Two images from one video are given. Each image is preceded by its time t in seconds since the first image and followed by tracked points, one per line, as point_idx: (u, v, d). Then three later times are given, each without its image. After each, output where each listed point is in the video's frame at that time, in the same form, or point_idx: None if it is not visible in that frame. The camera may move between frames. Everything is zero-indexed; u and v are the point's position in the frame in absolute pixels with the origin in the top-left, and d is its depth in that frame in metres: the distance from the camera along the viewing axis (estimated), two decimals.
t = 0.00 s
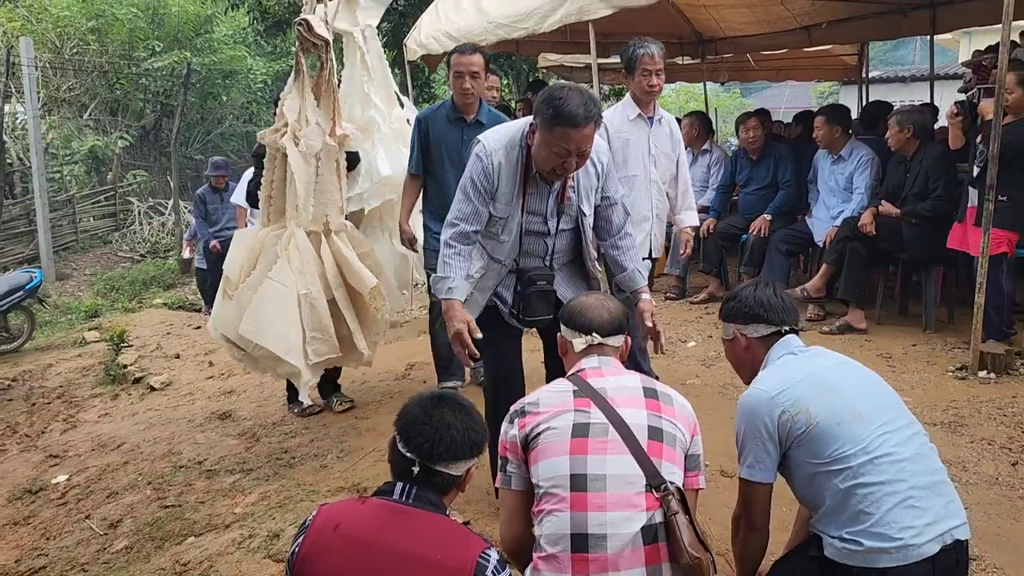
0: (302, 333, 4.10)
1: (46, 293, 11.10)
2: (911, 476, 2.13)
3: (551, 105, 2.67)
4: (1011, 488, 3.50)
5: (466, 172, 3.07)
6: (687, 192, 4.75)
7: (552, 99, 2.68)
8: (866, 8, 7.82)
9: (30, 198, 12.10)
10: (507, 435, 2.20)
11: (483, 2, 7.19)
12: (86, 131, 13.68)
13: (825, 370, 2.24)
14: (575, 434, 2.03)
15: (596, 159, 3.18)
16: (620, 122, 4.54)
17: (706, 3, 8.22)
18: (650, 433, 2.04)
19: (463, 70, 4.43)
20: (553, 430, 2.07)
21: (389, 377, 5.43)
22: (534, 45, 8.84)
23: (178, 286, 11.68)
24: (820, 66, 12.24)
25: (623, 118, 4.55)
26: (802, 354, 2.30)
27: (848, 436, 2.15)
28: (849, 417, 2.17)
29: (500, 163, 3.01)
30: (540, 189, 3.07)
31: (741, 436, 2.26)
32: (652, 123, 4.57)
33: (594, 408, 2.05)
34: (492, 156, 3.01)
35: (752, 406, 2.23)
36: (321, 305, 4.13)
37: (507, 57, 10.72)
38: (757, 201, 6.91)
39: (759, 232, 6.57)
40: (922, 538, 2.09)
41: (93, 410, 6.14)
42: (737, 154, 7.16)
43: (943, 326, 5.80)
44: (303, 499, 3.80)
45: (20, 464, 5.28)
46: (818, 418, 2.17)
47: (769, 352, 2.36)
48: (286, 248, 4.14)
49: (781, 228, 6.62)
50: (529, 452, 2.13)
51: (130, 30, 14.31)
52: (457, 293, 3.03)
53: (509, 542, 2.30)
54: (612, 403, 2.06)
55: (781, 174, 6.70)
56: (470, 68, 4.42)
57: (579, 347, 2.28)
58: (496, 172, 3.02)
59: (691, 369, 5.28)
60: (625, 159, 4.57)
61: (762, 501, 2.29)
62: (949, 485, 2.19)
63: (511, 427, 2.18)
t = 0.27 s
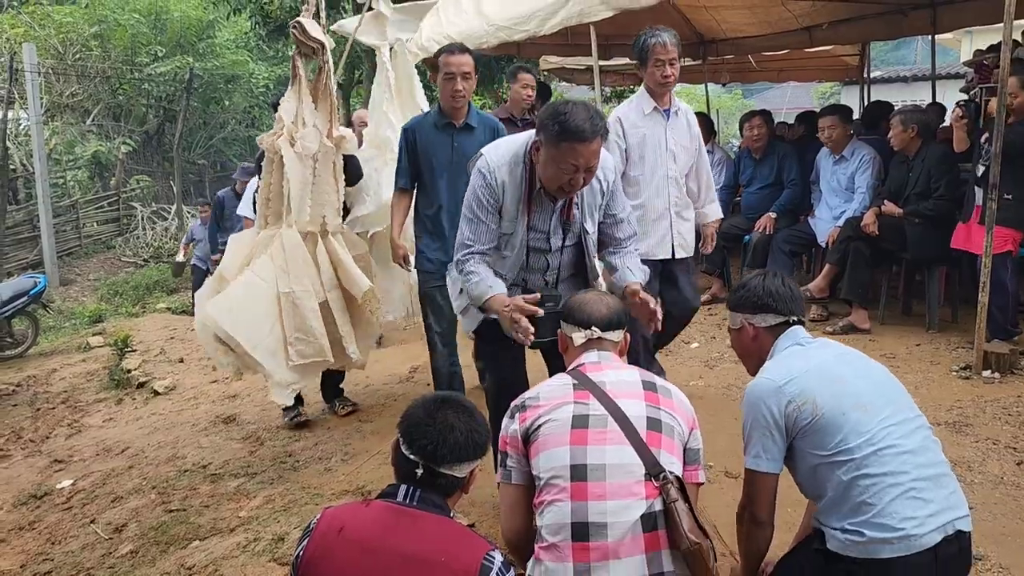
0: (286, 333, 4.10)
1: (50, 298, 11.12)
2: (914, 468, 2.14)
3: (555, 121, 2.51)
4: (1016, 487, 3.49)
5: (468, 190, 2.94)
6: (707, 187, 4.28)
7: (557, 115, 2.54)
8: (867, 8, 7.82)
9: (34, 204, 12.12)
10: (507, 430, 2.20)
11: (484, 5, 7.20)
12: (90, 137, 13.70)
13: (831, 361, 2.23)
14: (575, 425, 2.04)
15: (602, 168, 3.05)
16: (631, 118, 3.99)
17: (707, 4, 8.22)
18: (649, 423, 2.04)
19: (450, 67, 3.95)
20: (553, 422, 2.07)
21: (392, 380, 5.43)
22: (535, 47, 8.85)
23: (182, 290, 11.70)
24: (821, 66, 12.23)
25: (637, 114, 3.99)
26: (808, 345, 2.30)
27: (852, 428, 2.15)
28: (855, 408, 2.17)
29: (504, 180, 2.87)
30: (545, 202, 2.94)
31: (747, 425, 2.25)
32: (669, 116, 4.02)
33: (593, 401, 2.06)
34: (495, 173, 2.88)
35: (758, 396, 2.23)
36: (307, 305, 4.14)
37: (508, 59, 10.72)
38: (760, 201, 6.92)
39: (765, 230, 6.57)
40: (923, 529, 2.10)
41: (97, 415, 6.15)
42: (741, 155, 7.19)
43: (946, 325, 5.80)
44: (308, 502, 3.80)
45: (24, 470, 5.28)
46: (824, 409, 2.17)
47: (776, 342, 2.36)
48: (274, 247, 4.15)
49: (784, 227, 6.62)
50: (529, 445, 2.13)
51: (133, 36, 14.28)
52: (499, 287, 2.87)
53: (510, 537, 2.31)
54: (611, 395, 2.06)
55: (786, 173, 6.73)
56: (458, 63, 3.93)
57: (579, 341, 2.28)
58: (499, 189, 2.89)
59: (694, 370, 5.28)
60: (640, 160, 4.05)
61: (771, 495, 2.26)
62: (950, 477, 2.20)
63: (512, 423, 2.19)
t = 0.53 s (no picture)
0: (288, 343, 4.05)
1: (52, 304, 11.13)
2: (917, 457, 2.13)
3: (575, 132, 2.39)
4: (1021, 484, 3.48)
5: (480, 204, 2.83)
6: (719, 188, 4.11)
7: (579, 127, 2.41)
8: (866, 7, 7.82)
9: (36, 210, 12.14)
10: (507, 424, 2.20)
11: (483, 7, 7.22)
12: (91, 142, 13.72)
13: (838, 350, 2.23)
14: (572, 417, 2.03)
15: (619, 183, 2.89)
16: (643, 116, 3.90)
17: (706, 4, 8.23)
18: (647, 414, 2.04)
19: (433, 64, 3.65)
20: (550, 414, 2.06)
21: (394, 382, 5.43)
22: (535, 49, 8.86)
23: (184, 295, 11.71)
24: (821, 66, 12.23)
25: (649, 111, 3.90)
26: (816, 333, 2.30)
27: (858, 416, 2.15)
28: (861, 397, 2.17)
29: (517, 193, 2.76)
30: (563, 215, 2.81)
31: (755, 408, 2.25)
32: (682, 114, 3.92)
33: (591, 393, 2.05)
34: (508, 186, 2.76)
35: (765, 381, 2.23)
36: (309, 315, 4.10)
37: (507, 62, 10.73)
38: (761, 200, 6.93)
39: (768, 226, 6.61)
40: (925, 517, 2.09)
41: (100, 420, 6.15)
42: (742, 155, 7.20)
43: (949, 323, 5.79)
44: (310, 505, 3.80)
45: (28, 475, 5.29)
46: (831, 396, 2.17)
47: (784, 329, 2.36)
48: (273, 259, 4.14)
49: (786, 227, 6.62)
50: (528, 438, 2.13)
51: (134, 42, 14.49)
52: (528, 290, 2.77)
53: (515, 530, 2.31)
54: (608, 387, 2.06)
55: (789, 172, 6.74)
56: (441, 62, 3.64)
57: (575, 333, 2.29)
58: (514, 200, 2.77)
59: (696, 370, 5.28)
60: (652, 159, 3.93)
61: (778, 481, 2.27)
62: (954, 469, 2.19)
63: (511, 418, 2.19)
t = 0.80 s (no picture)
0: (299, 353, 4.05)
1: (52, 308, 11.13)
2: (922, 451, 2.13)
3: (610, 131, 2.34)
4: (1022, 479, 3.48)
5: (496, 199, 2.71)
6: (742, 200, 3.93)
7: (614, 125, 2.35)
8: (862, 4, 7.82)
9: (34, 214, 12.14)
10: (511, 417, 2.19)
11: (480, 8, 7.22)
12: (89, 146, 13.73)
13: (844, 343, 2.24)
14: (576, 413, 2.03)
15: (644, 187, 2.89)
16: (664, 119, 3.78)
17: (702, 3, 8.24)
18: (651, 411, 2.03)
19: (430, 70, 3.40)
20: (555, 409, 2.06)
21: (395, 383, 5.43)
22: (532, 49, 8.87)
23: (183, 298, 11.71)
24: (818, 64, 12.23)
25: (671, 115, 3.78)
26: (821, 327, 2.30)
27: (863, 409, 2.15)
28: (866, 390, 2.17)
29: (538, 192, 2.66)
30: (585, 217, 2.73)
31: (759, 401, 2.26)
32: (707, 120, 3.79)
33: (595, 388, 2.04)
34: (529, 186, 2.65)
35: (770, 373, 2.23)
36: (320, 324, 4.07)
37: (504, 62, 10.73)
38: (760, 197, 6.94)
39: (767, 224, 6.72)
40: (929, 510, 2.09)
41: (101, 424, 6.15)
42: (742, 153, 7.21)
43: (948, 319, 5.78)
44: (312, 507, 3.80)
45: (28, 479, 5.29)
46: (836, 388, 2.17)
47: (788, 324, 2.36)
48: (281, 272, 4.15)
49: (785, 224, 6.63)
50: (531, 433, 2.13)
51: (131, 46, 14.42)
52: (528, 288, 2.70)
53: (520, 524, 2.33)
54: (613, 381, 2.05)
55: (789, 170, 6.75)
56: (440, 68, 3.39)
57: (580, 323, 2.28)
58: (534, 200, 2.67)
59: (697, 368, 5.28)
60: (672, 165, 3.80)
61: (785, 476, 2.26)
62: (959, 464, 2.19)
63: (515, 411, 2.18)
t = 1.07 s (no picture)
0: (311, 356, 4.04)
1: (43, 310, 11.07)
2: (921, 449, 2.13)
3: (631, 119, 2.33)
4: (1017, 471, 3.48)
5: (515, 188, 2.65)
6: (778, 195, 3.70)
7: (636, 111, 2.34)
8: None
9: (25, 217, 12.07)
10: (512, 415, 2.17)
11: (472, 6, 7.19)
12: (79, 148, 13.67)
13: (839, 341, 2.23)
14: (578, 417, 2.01)
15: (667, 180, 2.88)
16: (699, 112, 3.48)
17: None
18: (655, 415, 2.01)
19: (401, 79, 2.91)
20: (558, 409, 2.04)
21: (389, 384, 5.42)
22: (524, 46, 8.84)
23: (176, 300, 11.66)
24: (810, 58, 12.22)
25: (707, 107, 3.48)
26: (815, 325, 2.29)
27: (860, 407, 2.15)
28: (863, 388, 2.16)
29: (558, 184, 2.62)
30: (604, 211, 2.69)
31: (755, 403, 2.24)
32: (744, 111, 3.52)
33: (598, 390, 2.02)
34: (550, 177, 2.61)
35: (766, 374, 2.22)
36: (332, 329, 4.07)
37: (496, 59, 10.69)
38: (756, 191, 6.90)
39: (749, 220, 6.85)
40: (929, 509, 2.08)
41: (94, 426, 6.12)
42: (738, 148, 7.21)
43: (942, 312, 5.79)
44: (307, 506, 3.78)
45: (22, 482, 5.26)
46: (832, 388, 2.16)
47: (782, 324, 2.35)
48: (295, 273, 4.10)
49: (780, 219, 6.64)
50: (532, 434, 2.11)
51: (121, 47, 14.04)
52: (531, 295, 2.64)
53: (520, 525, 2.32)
54: (616, 383, 2.03)
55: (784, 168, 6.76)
56: (413, 76, 2.91)
57: (585, 310, 2.25)
58: (552, 193, 2.62)
59: (692, 363, 5.28)
60: (708, 161, 3.51)
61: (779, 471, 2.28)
62: (957, 460, 2.19)
63: (516, 411, 2.15)
